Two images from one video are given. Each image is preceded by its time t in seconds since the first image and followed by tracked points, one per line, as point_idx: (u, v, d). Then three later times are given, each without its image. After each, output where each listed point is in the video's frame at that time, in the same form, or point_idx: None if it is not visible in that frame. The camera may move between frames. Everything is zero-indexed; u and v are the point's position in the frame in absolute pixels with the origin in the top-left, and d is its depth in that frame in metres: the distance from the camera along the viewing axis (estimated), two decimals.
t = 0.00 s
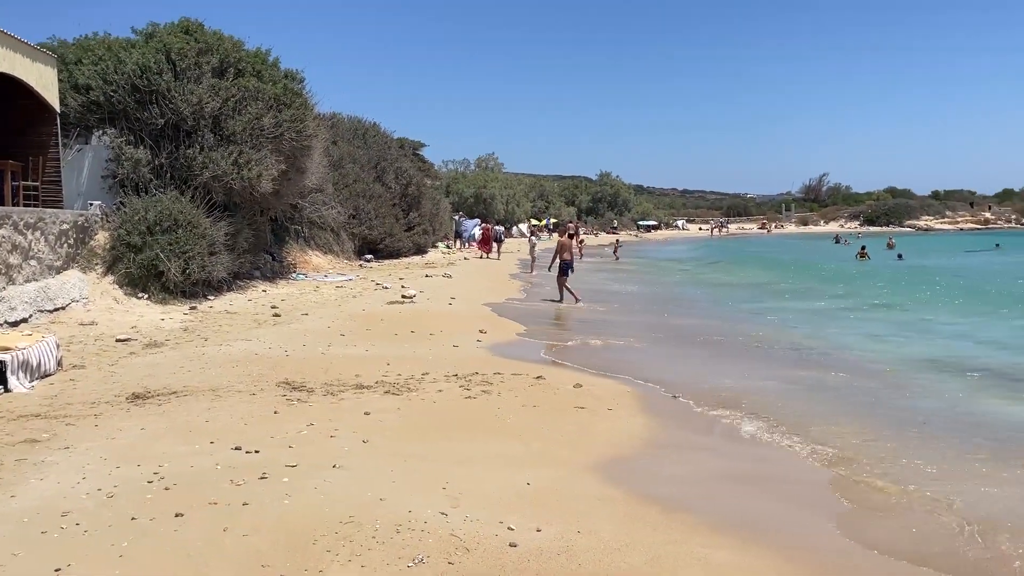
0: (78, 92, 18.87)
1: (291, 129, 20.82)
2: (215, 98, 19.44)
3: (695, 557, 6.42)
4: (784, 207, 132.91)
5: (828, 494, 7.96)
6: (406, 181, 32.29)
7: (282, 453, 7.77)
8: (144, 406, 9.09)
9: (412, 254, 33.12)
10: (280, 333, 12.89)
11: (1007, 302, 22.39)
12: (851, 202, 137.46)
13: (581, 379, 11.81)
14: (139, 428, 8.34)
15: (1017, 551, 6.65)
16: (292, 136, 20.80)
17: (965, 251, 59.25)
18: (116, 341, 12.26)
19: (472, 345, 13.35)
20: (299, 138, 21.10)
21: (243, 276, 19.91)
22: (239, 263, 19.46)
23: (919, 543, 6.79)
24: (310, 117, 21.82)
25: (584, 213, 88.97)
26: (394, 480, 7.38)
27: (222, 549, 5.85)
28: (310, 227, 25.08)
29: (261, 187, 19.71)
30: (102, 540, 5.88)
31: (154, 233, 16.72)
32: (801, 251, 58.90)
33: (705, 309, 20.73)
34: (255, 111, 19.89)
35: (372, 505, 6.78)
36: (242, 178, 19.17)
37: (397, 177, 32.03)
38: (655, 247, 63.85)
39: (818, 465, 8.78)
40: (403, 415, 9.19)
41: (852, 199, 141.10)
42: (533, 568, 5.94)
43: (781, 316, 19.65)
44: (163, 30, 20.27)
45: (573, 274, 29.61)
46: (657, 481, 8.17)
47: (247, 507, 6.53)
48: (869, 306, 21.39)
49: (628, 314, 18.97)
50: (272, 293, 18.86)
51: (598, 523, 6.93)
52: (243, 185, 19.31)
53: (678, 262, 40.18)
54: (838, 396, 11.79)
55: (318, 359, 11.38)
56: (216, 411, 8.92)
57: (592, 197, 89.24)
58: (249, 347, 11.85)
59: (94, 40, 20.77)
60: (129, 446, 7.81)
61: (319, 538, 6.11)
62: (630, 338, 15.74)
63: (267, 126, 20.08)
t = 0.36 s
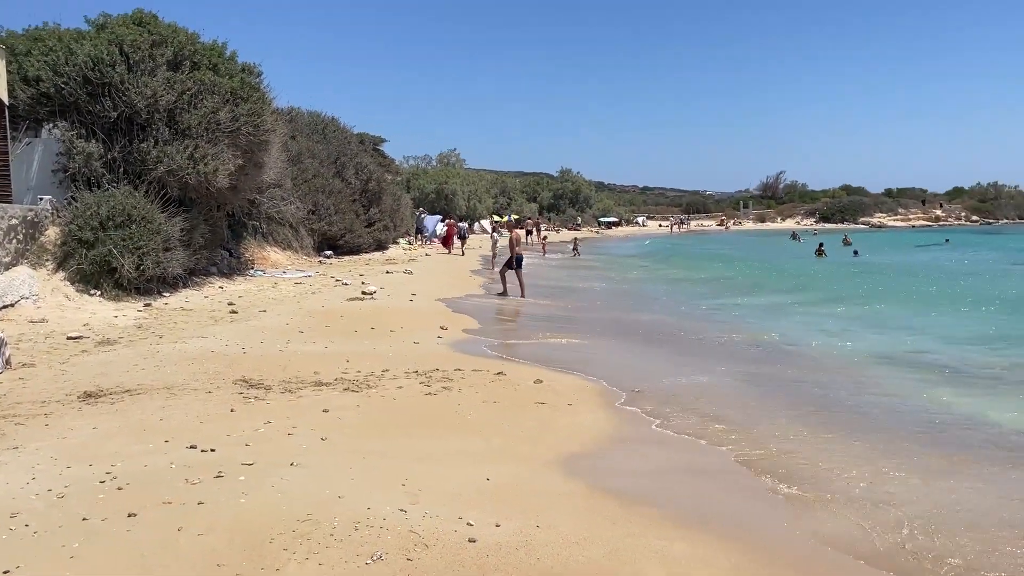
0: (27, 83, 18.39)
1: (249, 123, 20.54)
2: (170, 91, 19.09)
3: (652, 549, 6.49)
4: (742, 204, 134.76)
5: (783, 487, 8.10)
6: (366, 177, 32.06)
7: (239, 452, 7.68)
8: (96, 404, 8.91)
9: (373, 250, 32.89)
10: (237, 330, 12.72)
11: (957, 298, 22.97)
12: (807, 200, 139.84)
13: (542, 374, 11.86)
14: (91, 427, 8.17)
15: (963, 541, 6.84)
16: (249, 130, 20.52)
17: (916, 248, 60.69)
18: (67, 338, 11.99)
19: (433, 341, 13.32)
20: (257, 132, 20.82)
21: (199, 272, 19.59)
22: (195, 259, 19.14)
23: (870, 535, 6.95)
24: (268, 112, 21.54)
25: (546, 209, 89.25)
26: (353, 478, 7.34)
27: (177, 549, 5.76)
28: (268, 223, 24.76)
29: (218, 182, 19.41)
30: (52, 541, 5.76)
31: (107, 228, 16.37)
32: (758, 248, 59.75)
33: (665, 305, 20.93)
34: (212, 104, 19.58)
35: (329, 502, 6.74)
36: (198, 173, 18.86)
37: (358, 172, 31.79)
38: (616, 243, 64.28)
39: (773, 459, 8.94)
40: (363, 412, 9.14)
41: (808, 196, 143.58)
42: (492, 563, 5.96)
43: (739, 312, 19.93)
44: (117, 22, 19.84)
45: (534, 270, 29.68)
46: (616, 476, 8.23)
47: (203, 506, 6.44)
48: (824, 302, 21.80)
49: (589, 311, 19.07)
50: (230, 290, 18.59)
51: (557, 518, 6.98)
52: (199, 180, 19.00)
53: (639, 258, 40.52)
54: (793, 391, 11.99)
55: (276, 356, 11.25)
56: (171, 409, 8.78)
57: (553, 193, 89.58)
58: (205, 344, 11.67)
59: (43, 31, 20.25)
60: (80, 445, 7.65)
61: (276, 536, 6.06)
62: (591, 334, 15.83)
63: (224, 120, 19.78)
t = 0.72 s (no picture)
0: None
1: (203, 116, 20.19)
2: (121, 83, 18.69)
3: (610, 542, 6.54)
4: (700, 201, 136.38)
5: (738, 479, 8.22)
6: (324, 172, 31.74)
7: (193, 450, 7.56)
8: (43, 404, 8.68)
9: (331, 246, 32.57)
10: (191, 327, 12.50)
11: (906, 292, 23.54)
12: (764, 196, 141.99)
13: (501, 370, 11.86)
14: (38, 427, 7.96)
15: (912, 530, 7.00)
16: (203, 123, 20.17)
17: (868, 244, 61.88)
18: (13, 336, 11.66)
19: (391, 337, 13.25)
20: (211, 125, 20.47)
21: (151, 268, 19.21)
22: (148, 255, 18.77)
23: (824, 526, 7.08)
24: (222, 105, 21.19)
25: (506, 205, 89.34)
26: (309, 475, 7.27)
27: (126, 550, 5.65)
28: (223, 218, 24.37)
29: (171, 176, 19.06)
30: None
31: (56, 223, 15.97)
32: (715, 244, 60.56)
33: (623, 300, 21.09)
34: (164, 97, 19.21)
35: (285, 500, 6.66)
36: (150, 167, 18.50)
37: (315, 167, 31.46)
38: (576, 238, 64.59)
39: (729, 451, 9.06)
40: (320, 409, 9.05)
41: (765, 193, 145.81)
42: (449, 558, 5.95)
43: (696, 306, 20.17)
44: (65, 11, 19.35)
45: (494, 266, 29.66)
46: (575, 470, 8.28)
47: (154, 506, 6.33)
48: (779, 296, 22.16)
49: (548, 306, 19.14)
50: (183, 286, 18.27)
51: (515, 512, 6.99)
52: (151, 174, 18.63)
53: (598, 254, 40.75)
54: (749, 384, 12.17)
55: (231, 354, 11.09)
56: (122, 408, 8.60)
57: (514, 188, 89.72)
58: (158, 342, 11.45)
59: None
60: (27, 445, 7.45)
61: (230, 535, 5.97)
62: (550, 329, 15.87)
63: (177, 113, 19.42)
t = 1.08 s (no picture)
0: None
1: (154, 107, 19.79)
2: (68, 73, 18.22)
3: (567, 534, 6.56)
4: (658, 196, 137.59)
5: (694, 469, 8.30)
6: (280, 165, 31.34)
7: (143, 446, 7.40)
8: None
9: (288, 240, 32.17)
10: (142, 323, 12.24)
11: (857, 286, 24.03)
12: (721, 192, 143.75)
13: (460, 363, 11.84)
14: None
15: (863, 518, 7.14)
16: (154, 115, 19.76)
17: (821, 238, 63.01)
18: None
19: (349, 332, 13.14)
20: (163, 117, 20.06)
21: (101, 263, 18.78)
22: (98, 249, 18.34)
23: (778, 516, 7.18)
24: (174, 96, 20.78)
25: (466, 199, 89.14)
26: (263, 471, 7.17)
27: (73, 548, 5.51)
28: (176, 212, 23.92)
29: (121, 168, 18.65)
30: None
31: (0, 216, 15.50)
32: (672, 238, 61.14)
33: (582, 294, 21.19)
34: (114, 87, 18.78)
35: (238, 496, 6.56)
36: (100, 159, 18.07)
37: (271, 160, 31.05)
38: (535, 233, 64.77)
39: (684, 443, 9.15)
40: (274, 404, 8.93)
41: (722, 188, 147.61)
42: (406, 552, 5.91)
43: (654, 300, 20.34)
44: None
45: (454, 261, 29.59)
46: (533, 462, 8.28)
47: (103, 503, 6.18)
48: (734, 290, 22.45)
49: (507, 300, 19.14)
50: (135, 281, 17.89)
51: (473, 505, 6.97)
52: (101, 166, 18.20)
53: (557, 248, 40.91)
54: (704, 376, 12.31)
55: (184, 349, 10.89)
56: (70, 404, 8.39)
57: (473, 182, 89.57)
58: (108, 337, 11.19)
59: None
60: None
61: (181, 532, 5.86)
62: (510, 324, 15.89)
63: (127, 104, 19.00)
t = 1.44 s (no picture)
0: None
1: (105, 97, 19.36)
2: (15, 62, 17.73)
3: (524, 523, 6.57)
4: (619, 191, 138.42)
5: (651, 459, 8.36)
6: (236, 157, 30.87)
7: (92, 441, 7.24)
8: None
9: (245, 234, 31.71)
10: (93, 317, 11.97)
11: (812, 278, 24.44)
12: (681, 187, 145.10)
13: (419, 356, 11.78)
14: None
15: (816, 507, 7.26)
16: (105, 105, 19.34)
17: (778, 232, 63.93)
18: None
19: (307, 326, 13.00)
20: (114, 107, 19.66)
21: (51, 256, 18.32)
22: (47, 242, 17.88)
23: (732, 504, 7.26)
24: (126, 86, 20.37)
25: (427, 193, 88.76)
26: (217, 464, 7.06)
27: (17, 545, 5.36)
28: (128, 205, 23.42)
29: (71, 159, 18.21)
30: None
31: None
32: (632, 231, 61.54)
33: (542, 287, 21.23)
34: (62, 76, 18.33)
35: (190, 490, 6.45)
36: (48, 150, 17.62)
37: (227, 152, 30.57)
38: (495, 227, 64.80)
39: (642, 432, 9.22)
40: (229, 397, 8.81)
41: (682, 183, 149.02)
42: (362, 542, 5.88)
43: (614, 293, 20.46)
44: None
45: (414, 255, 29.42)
46: (491, 452, 8.27)
47: (49, 499, 6.03)
48: (692, 283, 22.68)
49: (468, 294, 19.11)
50: (86, 275, 17.49)
51: (430, 495, 6.96)
52: (50, 157, 17.75)
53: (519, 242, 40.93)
54: (662, 368, 12.42)
55: (136, 343, 10.67)
56: (16, 399, 8.18)
57: (434, 176, 89.23)
58: (56, 332, 10.92)
59: None
60: None
61: (130, 526, 5.75)
62: (469, 317, 15.85)
63: (77, 93, 18.55)
